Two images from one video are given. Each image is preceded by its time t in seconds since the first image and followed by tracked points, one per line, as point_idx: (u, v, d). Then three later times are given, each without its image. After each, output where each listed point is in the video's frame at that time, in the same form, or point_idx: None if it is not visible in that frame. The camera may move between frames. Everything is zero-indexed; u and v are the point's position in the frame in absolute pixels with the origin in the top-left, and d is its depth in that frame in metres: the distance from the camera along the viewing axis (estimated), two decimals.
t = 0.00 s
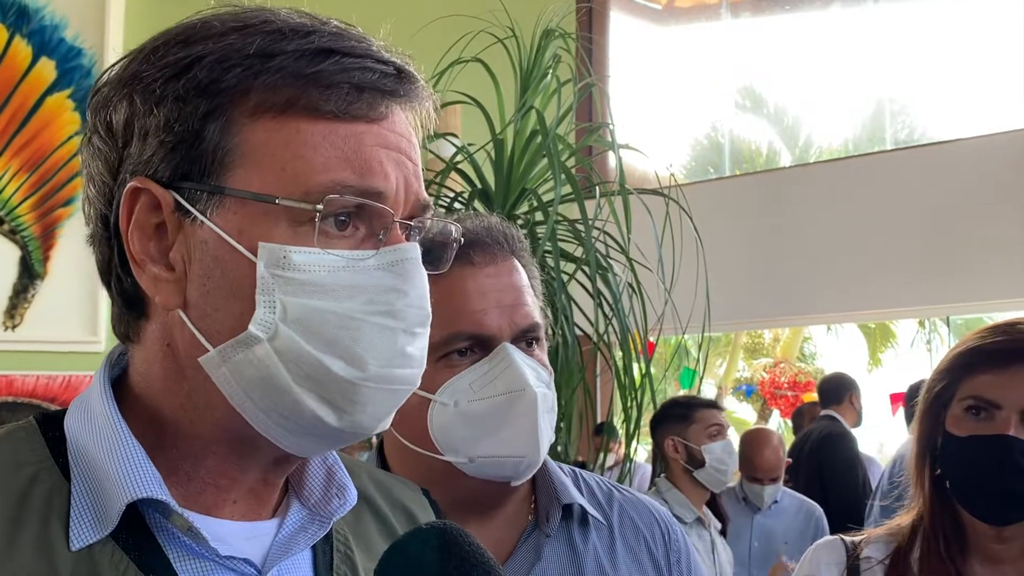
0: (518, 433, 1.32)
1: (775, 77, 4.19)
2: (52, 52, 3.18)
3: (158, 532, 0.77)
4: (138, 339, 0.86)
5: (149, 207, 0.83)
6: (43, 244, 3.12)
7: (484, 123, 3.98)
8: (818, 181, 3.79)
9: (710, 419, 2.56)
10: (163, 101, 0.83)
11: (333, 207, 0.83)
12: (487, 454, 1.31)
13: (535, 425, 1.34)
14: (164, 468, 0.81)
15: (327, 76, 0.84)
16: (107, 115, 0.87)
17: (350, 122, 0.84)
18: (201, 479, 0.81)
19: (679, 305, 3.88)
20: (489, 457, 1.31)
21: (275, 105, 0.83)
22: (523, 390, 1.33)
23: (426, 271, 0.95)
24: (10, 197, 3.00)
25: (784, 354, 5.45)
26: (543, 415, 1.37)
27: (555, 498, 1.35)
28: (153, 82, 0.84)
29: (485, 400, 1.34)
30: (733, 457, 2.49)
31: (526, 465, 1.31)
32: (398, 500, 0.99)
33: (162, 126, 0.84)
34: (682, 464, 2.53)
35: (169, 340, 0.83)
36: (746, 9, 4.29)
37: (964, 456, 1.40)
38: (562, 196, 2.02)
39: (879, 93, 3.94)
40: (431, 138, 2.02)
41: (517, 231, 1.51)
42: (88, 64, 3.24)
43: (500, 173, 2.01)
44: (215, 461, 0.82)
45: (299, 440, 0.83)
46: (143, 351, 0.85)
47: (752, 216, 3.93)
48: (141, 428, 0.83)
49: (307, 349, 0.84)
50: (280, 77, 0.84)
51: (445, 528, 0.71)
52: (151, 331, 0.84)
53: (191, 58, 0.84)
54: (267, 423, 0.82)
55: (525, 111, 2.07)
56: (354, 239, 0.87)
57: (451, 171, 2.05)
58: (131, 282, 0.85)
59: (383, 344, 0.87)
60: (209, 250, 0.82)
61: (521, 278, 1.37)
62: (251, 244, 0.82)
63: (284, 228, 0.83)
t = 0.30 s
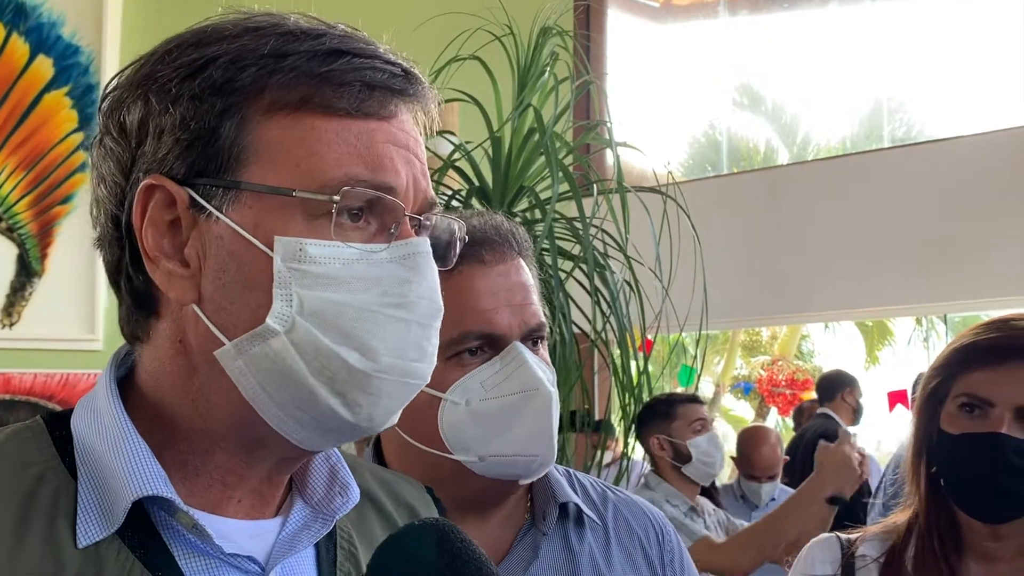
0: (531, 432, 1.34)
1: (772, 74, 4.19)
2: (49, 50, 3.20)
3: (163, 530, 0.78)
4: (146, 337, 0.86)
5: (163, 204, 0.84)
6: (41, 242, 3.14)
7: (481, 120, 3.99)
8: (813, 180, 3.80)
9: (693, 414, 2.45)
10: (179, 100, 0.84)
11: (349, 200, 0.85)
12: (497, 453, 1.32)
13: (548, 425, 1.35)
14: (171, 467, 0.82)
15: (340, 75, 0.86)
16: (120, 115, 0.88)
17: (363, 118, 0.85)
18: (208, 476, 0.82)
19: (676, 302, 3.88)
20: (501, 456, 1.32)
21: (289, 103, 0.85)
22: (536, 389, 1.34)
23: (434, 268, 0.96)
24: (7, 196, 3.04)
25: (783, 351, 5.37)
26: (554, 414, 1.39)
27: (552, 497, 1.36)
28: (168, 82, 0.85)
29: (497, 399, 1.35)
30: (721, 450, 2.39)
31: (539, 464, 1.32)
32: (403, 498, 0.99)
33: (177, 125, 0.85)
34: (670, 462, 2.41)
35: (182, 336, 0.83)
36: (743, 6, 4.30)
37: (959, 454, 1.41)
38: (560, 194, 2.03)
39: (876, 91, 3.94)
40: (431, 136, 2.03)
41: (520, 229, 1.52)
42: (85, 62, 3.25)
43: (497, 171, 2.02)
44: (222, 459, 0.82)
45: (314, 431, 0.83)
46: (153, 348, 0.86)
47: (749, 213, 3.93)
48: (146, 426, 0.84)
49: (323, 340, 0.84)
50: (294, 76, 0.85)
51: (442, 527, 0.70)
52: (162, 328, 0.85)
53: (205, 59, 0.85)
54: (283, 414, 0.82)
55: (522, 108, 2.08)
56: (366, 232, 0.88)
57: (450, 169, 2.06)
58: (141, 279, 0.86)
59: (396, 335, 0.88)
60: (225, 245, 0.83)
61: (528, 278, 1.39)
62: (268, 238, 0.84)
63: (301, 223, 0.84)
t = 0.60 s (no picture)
0: (519, 434, 1.33)
1: (771, 73, 4.19)
2: (48, 49, 3.20)
3: (165, 529, 0.78)
4: (143, 338, 0.87)
5: (154, 205, 0.85)
6: (39, 241, 3.13)
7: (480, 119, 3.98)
8: (812, 179, 3.80)
9: (683, 412, 2.41)
10: (167, 103, 0.85)
11: (333, 198, 0.85)
12: (483, 454, 1.32)
13: (536, 428, 1.35)
14: (173, 466, 0.82)
15: (325, 75, 0.86)
16: (112, 118, 0.88)
17: (348, 117, 0.85)
18: (209, 472, 0.82)
19: (676, 301, 3.89)
20: (488, 457, 1.32)
21: (275, 102, 0.85)
22: (524, 391, 1.34)
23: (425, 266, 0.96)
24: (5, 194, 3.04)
25: (782, 351, 5.41)
26: (544, 415, 1.38)
27: (546, 498, 1.35)
28: (157, 84, 0.86)
29: (485, 401, 1.35)
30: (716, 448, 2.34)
31: (525, 467, 1.32)
32: (400, 497, 0.99)
33: (167, 127, 0.85)
34: (664, 463, 2.38)
35: (172, 336, 0.84)
36: (743, 5, 4.30)
37: (957, 455, 1.41)
38: (558, 193, 2.03)
39: (875, 90, 3.94)
40: (429, 134, 2.03)
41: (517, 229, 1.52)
42: (84, 60, 3.26)
43: (497, 170, 2.02)
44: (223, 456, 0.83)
45: (300, 427, 0.84)
46: (148, 347, 0.86)
47: (749, 213, 3.93)
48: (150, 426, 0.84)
49: (308, 337, 0.85)
50: (280, 76, 0.85)
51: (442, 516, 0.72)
52: (155, 328, 0.86)
53: (193, 61, 0.86)
54: (268, 411, 0.83)
55: (522, 107, 2.08)
56: (353, 231, 0.88)
57: (449, 167, 2.06)
58: (135, 280, 0.86)
59: (382, 333, 0.88)
60: (212, 245, 0.83)
61: (525, 278, 1.39)
62: (254, 236, 0.84)
63: (283, 220, 0.85)
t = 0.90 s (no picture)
0: (506, 432, 1.34)
1: (771, 73, 4.19)
2: (48, 48, 3.21)
3: (163, 526, 0.78)
4: (146, 334, 0.86)
5: (166, 197, 0.84)
6: (39, 239, 3.14)
7: (481, 118, 3.98)
8: (812, 179, 3.80)
9: (675, 410, 2.39)
10: (181, 96, 0.84)
11: (356, 187, 0.85)
12: (470, 451, 1.33)
13: (522, 426, 1.35)
14: (172, 464, 0.82)
15: (340, 68, 0.86)
16: (119, 113, 0.87)
17: (364, 110, 0.85)
18: (206, 469, 0.82)
19: (675, 301, 3.88)
20: (473, 455, 1.33)
21: (292, 95, 0.85)
22: (511, 389, 1.34)
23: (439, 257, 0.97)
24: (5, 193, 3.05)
25: (781, 351, 5.34)
26: (531, 415, 1.38)
27: (538, 498, 1.35)
28: (168, 79, 0.84)
29: (472, 398, 1.35)
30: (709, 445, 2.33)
31: (510, 466, 1.33)
32: (399, 491, 0.99)
33: (180, 120, 0.84)
34: (658, 463, 2.35)
35: (182, 328, 0.83)
36: (743, 5, 4.30)
37: (956, 455, 1.41)
38: (559, 193, 2.02)
39: (876, 90, 3.94)
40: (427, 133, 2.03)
41: (512, 228, 1.52)
42: (84, 59, 3.25)
43: (497, 170, 2.02)
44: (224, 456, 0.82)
45: (319, 418, 0.84)
46: (154, 343, 0.85)
47: (748, 214, 3.93)
48: (150, 423, 0.83)
49: (330, 326, 0.85)
50: (297, 71, 0.85)
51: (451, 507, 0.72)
52: (161, 324, 0.85)
53: (205, 55, 0.85)
54: (290, 401, 0.83)
55: (522, 107, 2.09)
56: (369, 221, 0.88)
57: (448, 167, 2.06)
58: (139, 275, 0.85)
59: (401, 321, 0.89)
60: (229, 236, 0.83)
61: (516, 277, 1.38)
62: (276, 227, 0.84)
63: (306, 211, 0.85)
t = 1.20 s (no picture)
0: (501, 432, 1.33)
1: (769, 74, 4.19)
2: (47, 46, 3.20)
3: (151, 527, 0.77)
4: (150, 334, 0.83)
5: (198, 205, 0.80)
6: (38, 237, 3.14)
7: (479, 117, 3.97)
8: (811, 179, 3.79)
9: (673, 409, 2.39)
10: (231, 103, 0.80)
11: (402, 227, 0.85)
12: (466, 451, 1.33)
13: (517, 426, 1.34)
14: (164, 466, 0.81)
15: (394, 97, 0.84)
16: (150, 104, 0.81)
17: (414, 144, 0.84)
18: (196, 471, 0.81)
19: (674, 301, 3.87)
20: (469, 455, 1.33)
21: (343, 121, 0.83)
22: (506, 389, 1.33)
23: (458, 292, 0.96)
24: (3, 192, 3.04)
25: (779, 351, 5.35)
26: (527, 415, 1.37)
27: (533, 497, 1.36)
28: (218, 82, 0.80)
29: (468, 398, 1.35)
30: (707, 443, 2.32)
31: (507, 466, 1.32)
32: (387, 493, 0.99)
33: (228, 129, 0.80)
34: (655, 463, 2.35)
35: (200, 339, 0.80)
36: (742, 5, 4.29)
37: (954, 455, 1.41)
38: (557, 192, 2.01)
39: (875, 90, 3.94)
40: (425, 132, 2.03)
41: (508, 228, 1.52)
42: (84, 57, 3.26)
43: (496, 169, 2.01)
44: (220, 458, 0.81)
45: (327, 443, 0.84)
46: (166, 345, 0.82)
47: (748, 214, 3.92)
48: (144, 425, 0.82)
49: (360, 358, 0.84)
50: (350, 96, 0.83)
51: (458, 505, 0.72)
52: (172, 328, 0.81)
53: (258, 63, 0.81)
54: (311, 433, 0.83)
55: (521, 106, 2.08)
56: (401, 255, 0.87)
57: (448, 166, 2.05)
58: (151, 276, 0.81)
59: (427, 360, 0.89)
60: (266, 257, 0.80)
61: (511, 277, 1.38)
62: (318, 258, 0.82)
63: (346, 244, 0.83)
